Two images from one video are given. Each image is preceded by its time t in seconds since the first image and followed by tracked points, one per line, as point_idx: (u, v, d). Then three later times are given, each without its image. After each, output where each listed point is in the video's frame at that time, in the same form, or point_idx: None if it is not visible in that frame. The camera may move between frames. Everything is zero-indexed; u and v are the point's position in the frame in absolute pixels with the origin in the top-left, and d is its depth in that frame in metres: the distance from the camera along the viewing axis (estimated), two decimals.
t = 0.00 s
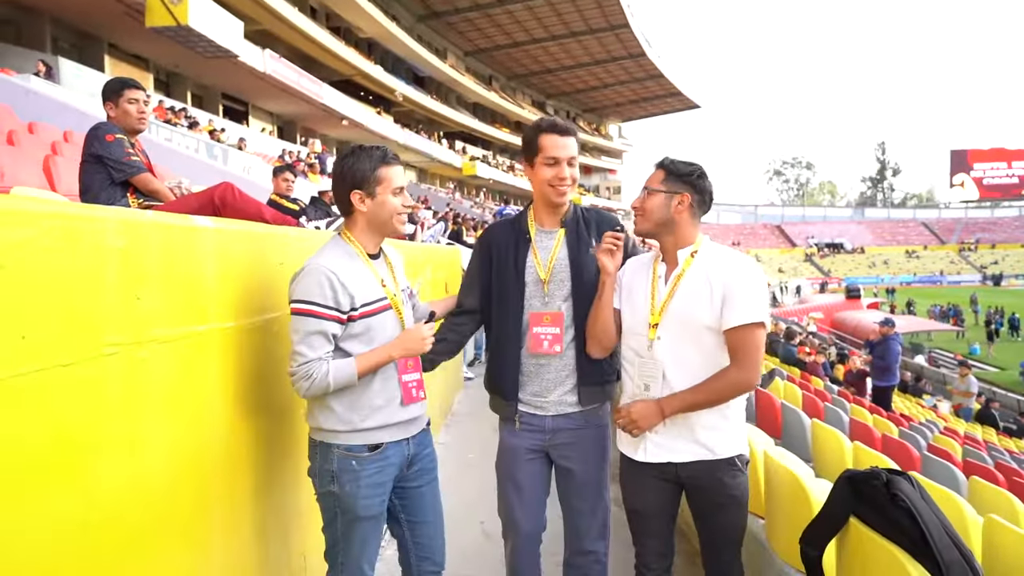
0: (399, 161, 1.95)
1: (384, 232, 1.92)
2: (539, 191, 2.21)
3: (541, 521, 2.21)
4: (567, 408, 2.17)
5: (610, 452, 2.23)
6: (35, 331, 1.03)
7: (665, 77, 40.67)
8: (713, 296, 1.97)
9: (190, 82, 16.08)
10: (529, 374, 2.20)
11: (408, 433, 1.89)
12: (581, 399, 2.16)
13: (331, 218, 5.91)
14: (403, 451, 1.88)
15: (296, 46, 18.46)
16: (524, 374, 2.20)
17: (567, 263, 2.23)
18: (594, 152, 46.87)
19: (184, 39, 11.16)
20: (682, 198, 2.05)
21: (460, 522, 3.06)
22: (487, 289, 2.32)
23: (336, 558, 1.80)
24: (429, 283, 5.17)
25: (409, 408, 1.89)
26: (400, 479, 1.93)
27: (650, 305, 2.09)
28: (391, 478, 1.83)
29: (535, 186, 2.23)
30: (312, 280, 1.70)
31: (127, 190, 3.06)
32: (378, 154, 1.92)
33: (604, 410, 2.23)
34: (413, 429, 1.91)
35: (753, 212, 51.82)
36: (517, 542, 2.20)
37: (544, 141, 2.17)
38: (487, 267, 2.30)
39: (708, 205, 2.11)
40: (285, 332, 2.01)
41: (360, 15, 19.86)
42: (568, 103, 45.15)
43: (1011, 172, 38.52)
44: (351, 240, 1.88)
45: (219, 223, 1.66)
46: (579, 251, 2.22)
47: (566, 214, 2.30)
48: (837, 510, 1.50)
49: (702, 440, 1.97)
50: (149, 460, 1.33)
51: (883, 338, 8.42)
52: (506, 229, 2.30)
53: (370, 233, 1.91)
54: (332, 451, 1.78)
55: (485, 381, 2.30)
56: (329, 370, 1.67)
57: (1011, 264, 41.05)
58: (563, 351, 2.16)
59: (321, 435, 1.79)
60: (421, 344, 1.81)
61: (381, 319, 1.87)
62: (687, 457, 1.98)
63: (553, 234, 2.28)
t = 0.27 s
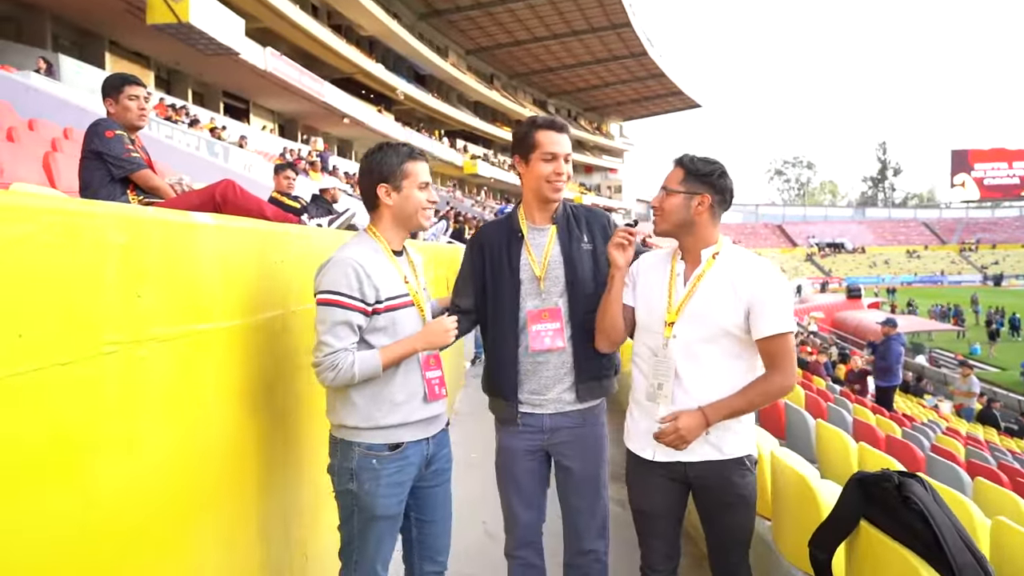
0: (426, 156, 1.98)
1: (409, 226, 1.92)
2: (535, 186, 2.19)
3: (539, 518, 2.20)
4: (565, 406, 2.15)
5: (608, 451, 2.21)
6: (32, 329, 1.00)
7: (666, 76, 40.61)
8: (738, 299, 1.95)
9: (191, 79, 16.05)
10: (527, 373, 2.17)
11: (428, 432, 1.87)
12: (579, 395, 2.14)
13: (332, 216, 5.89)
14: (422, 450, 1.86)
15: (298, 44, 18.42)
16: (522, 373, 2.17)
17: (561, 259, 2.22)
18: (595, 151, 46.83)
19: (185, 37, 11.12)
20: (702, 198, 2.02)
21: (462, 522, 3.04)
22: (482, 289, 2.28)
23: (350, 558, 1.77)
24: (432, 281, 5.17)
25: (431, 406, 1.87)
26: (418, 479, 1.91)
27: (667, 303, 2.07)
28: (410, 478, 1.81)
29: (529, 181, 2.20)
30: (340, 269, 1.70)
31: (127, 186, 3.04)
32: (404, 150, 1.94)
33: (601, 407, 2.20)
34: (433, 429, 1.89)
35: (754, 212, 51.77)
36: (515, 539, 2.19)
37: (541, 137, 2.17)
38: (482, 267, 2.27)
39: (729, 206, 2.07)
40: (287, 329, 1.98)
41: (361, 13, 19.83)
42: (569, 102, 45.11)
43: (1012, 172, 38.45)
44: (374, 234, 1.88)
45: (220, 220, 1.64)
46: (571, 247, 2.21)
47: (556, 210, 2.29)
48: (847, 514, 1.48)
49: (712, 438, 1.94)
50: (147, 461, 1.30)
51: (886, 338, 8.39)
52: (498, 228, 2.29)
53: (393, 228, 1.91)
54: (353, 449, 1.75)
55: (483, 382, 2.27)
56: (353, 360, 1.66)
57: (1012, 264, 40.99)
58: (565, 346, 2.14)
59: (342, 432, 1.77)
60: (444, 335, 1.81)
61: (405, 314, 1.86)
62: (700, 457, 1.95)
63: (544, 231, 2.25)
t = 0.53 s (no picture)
0: (444, 159, 1.92)
1: (423, 228, 1.87)
2: (532, 189, 2.14)
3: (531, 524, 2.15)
4: (560, 412, 2.10)
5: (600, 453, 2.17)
6: (8, 332, 0.95)
7: (659, 80, 40.70)
8: (751, 301, 1.91)
9: (183, 79, 15.93)
10: (516, 377, 2.12)
11: (438, 436, 1.80)
12: (570, 400, 2.08)
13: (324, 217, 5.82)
14: (431, 453, 1.79)
15: (291, 45, 18.33)
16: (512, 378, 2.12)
17: (555, 262, 2.17)
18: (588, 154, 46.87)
19: (177, 37, 11.02)
20: (713, 199, 1.98)
21: (456, 529, 2.97)
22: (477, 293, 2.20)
23: (365, 567, 1.71)
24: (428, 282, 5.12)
25: (443, 409, 1.81)
26: (426, 484, 1.84)
27: (677, 307, 2.02)
28: (421, 482, 1.74)
29: (526, 184, 2.15)
30: (354, 268, 1.64)
31: (114, 186, 2.97)
32: (422, 151, 1.88)
33: (593, 412, 2.16)
34: (441, 432, 1.82)
35: (746, 215, 51.96)
36: (507, 546, 2.14)
37: (537, 139, 2.12)
38: (473, 271, 2.20)
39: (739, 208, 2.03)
40: (279, 333, 1.92)
41: (355, 15, 19.76)
42: (563, 105, 45.14)
43: (1001, 178, 38.72)
44: (390, 235, 1.82)
45: (210, 220, 1.57)
46: (566, 252, 2.16)
47: (550, 214, 2.24)
48: (858, 526, 1.44)
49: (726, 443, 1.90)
50: (132, 470, 1.25)
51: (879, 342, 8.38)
52: (490, 230, 2.24)
53: (409, 230, 1.85)
54: (361, 452, 1.69)
55: (472, 387, 2.21)
56: (367, 359, 1.59)
57: (1001, 269, 41.26)
58: (549, 354, 2.08)
59: (349, 436, 1.70)
60: (459, 340, 1.74)
61: (418, 316, 1.79)
62: (717, 463, 1.90)
63: (538, 234, 2.21)
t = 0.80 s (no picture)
0: (445, 165, 1.84)
1: (421, 235, 1.80)
2: (537, 192, 2.10)
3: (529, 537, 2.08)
4: (558, 423, 2.04)
5: (597, 465, 2.11)
6: None
7: (642, 87, 40.92)
8: (745, 304, 1.92)
9: (164, 84, 15.74)
10: (514, 384, 2.05)
11: (430, 448, 1.73)
12: (566, 411, 2.02)
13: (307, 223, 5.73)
14: (423, 464, 1.71)
15: (274, 50, 18.18)
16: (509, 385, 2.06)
17: (556, 266, 2.11)
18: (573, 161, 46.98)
19: (158, 41, 10.87)
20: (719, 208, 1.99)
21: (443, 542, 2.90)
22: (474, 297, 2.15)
23: None
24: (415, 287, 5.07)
25: (433, 423, 1.74)
26: (420, 497, 1.77)
27: (675, 317, 2.00)
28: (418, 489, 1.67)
29: (533, 187, 2.11)
30: (343, 271, 1.58)
31: (87, 190, 2.87)
32: (421, 156, 1.81)
33: (591, 423, 2.10)
34: (435, 443, 1.75)
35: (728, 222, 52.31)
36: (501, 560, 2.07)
37: (548, 142, 2.08)
38: (473, 269, 2.15)
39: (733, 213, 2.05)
40: (258, 342, 1.84)
41: (339, 20, 19.65)
42: (547, 112, 45.24)
43: (978, 185, 39.29)
44: (385, 240, 1.77)
45: (185, 225, 1.50)
46: (569, 257, 2.10)
47: (555, 217, 2.19)
48: (862, 543, 1.39)
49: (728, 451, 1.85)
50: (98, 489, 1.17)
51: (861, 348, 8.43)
52: (491, 231, 2.19)
53: (405, 236, 1.79)
54: (353, 462, 1.61)
55: (468, 393, 2.15)
56: (345, 368, 1.53)
57: (978, 274, 41.85)
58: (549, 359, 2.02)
59: (340, 447, 1.62)
60: (444, 369, 1.66)
61: (411, 324, 1.72)
62: (719, 472, 1.85)
63: (542, 237, 2.16)
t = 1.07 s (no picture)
0: (442, 164, 1.78)
1: (417, 237, 1.74)
2: (543, 193, 2.07)
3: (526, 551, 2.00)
4: (558, 429, 1.99)
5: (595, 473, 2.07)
6: None
7: (631, 89, 41.02)
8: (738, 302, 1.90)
9: (149, 84, 15.57)
10: (521, 391, 2.00)
11: (430, 456, 1.68)
12: (568, 420, 1.97)
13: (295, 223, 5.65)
14: (422, 475, 1.66)
15: (261, 50, 18.03)
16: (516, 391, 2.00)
17: (565, 271, 2.07)
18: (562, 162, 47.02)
19: (144, 40, 10.74)
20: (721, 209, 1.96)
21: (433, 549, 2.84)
22: (475, 297, 2.11)
23: None
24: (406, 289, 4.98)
25: (433, 431, 1.69)
26: (417, 507, 1.71)
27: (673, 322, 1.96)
28: (413, 503, 1.62)
29: (540, 189, 2.08)
30: (339, 275, 1.52)
31: (67, 189, 2.79)
32: (417, 156, 1.76)
33: (591, 430, 2.05)
34: (432, 453, 1.70)
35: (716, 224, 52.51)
36: None
37: (557, 144, 2.05)
38: (478, 268, 2.11)
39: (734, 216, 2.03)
40: (242, 347, 1.77)
41: (327, 21, 19.53)
42: (536, 113, 45.26)
43: (962, 188, 39.68)
44: (381, 242, 1.71)
45: (166, 225, 1.44)
46: (578, 262, 2.06)
47: (567, 222, 2.15)
48: (870, 556, 1.35)
49: (735, 457, 1.81)
50: (69, 505, 1.11)
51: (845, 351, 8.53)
52: (497, 232, 2.14)
53: (400, 237, 1.74)
54: (348, 475, 1.55)
55: (469, 396, 2.09)
56: (346, 376, 1.47)
57: (963, 276, 42.25)
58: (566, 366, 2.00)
59: (335, 457, 1.56)
60: (446, 376, 1.61)
61: (408, 329, 1.67)
62: (722, 477, 1.81)
63: (552, 242, 2.12)
